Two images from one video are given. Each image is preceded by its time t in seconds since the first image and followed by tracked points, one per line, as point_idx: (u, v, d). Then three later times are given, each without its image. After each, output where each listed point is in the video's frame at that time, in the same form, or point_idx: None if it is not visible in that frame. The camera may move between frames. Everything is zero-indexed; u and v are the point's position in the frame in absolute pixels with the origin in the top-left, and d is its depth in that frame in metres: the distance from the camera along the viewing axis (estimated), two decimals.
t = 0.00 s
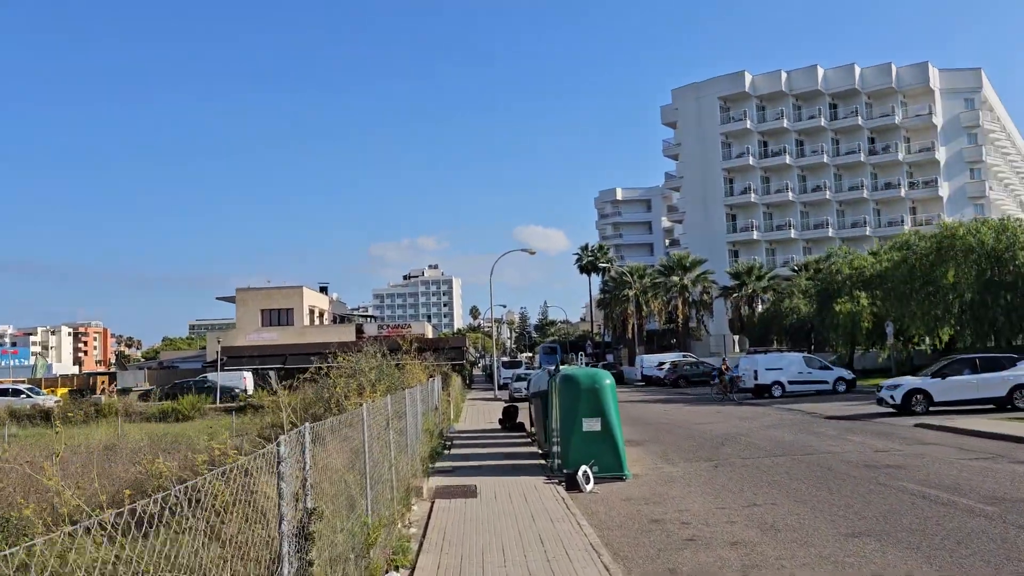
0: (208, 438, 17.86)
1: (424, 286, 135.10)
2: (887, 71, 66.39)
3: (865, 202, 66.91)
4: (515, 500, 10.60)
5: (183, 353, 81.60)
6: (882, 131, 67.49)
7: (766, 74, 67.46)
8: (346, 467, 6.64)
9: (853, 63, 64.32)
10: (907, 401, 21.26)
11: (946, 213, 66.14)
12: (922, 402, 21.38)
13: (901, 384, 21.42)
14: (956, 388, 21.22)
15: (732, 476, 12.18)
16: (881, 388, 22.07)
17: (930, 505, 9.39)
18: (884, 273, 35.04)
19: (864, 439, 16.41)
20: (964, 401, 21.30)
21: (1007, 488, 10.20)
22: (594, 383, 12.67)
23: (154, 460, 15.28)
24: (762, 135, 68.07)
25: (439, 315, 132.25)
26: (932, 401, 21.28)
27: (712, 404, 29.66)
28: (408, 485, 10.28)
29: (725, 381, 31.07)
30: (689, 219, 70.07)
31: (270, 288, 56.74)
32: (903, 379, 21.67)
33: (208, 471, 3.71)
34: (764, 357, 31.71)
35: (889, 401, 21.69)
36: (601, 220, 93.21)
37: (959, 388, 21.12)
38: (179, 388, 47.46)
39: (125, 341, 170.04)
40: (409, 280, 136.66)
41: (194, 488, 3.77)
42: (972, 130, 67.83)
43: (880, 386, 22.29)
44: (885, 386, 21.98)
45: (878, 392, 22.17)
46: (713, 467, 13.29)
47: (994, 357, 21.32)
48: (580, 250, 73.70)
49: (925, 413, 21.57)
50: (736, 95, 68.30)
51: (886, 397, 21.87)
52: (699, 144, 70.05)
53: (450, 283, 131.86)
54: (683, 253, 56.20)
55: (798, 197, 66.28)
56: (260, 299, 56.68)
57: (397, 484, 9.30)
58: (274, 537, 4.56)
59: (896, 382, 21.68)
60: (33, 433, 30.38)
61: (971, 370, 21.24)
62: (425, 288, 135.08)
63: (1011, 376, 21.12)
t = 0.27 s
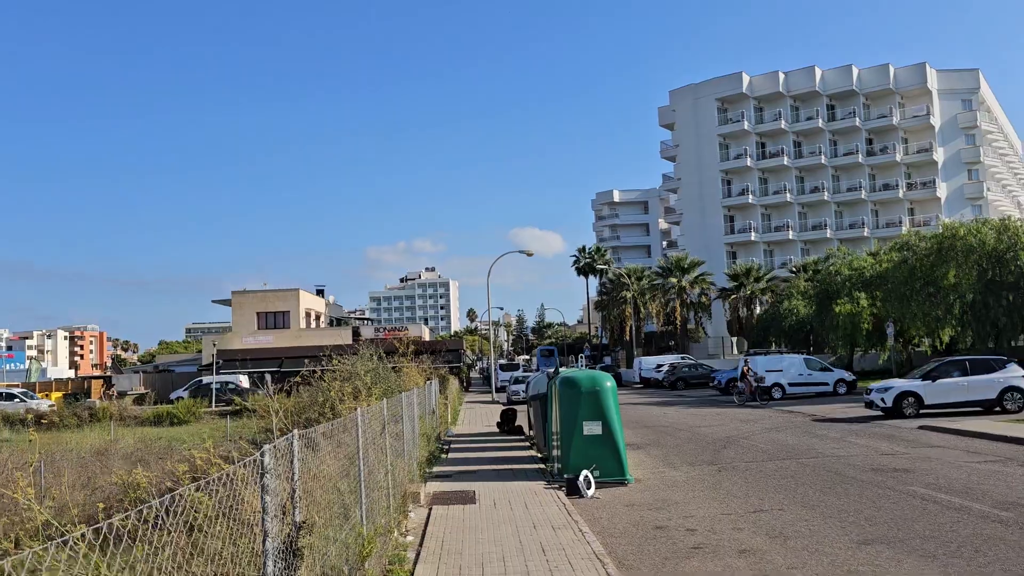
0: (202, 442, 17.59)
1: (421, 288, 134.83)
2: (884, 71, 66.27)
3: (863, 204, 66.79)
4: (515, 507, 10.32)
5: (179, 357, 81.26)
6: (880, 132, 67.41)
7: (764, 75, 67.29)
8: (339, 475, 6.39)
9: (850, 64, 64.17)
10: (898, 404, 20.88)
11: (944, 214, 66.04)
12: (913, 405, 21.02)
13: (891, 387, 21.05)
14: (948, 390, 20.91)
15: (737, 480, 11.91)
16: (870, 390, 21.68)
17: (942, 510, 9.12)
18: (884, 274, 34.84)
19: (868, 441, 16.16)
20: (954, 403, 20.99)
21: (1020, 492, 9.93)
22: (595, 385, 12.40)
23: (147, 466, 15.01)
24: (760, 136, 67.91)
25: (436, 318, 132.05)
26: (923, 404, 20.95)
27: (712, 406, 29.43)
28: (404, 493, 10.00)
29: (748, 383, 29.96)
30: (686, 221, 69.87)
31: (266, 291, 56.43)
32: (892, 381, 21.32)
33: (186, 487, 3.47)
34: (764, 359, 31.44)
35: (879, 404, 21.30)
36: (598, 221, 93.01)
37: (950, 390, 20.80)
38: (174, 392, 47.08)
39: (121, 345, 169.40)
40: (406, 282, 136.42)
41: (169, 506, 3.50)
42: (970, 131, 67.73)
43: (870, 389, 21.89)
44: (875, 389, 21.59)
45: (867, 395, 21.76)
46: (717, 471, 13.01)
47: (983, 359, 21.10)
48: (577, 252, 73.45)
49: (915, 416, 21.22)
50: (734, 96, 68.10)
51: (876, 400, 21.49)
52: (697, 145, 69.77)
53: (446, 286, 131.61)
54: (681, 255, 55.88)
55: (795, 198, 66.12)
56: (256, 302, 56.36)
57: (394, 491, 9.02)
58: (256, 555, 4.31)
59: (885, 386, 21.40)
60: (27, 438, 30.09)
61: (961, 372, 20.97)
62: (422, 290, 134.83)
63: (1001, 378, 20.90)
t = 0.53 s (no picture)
0: (194, 447, 17.28)
1: (417, 291, 134.48)
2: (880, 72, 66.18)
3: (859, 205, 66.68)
4: (513, 514, 10.04)
5: (173, 360, 80.81)
6: (876, 133, 67.34)
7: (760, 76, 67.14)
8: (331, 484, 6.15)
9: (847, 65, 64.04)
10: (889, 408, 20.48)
11: (940, 215, 65.94)
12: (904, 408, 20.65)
13: (882, 391, 20.63)
14: (938, 393, 20.59)
15: (740, 485, 11.65)
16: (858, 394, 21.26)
17: (955, 516, 8.86)
18: (883, 275, 34.63)
19: (871, 444, 15.89)
20: (945, 406, 20.68)
21: None
22: (596, 389, 12.14)
23: (140, 472, 14.74)
24: (756, 137, 67.73)
25: (432, 320, 131.73)
26: (914, 407, 20.59)
27: (711, 408, 29.17)
28: (400, 500, 9.73)
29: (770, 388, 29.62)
30: (682, 222, 69.66)
31: (260, 293, 56.05)
32: (882, 385, 20.92)
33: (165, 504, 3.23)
34: (761, 360, 31.51)
35: (870, 408, 20.88)
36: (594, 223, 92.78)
37: (941, 393, 20.48)
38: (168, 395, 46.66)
39: (115, 348, 168.58)
40: (401, 285, 136.03)
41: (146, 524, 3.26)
42: (966, 132, 67.66)
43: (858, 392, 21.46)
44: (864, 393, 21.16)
45: (856, 398, 21.34)
46: (720, 475, 12.74)
47: (971, 361, 20.83)
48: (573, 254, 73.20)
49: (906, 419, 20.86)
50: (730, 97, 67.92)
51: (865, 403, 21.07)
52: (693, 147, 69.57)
53: (442, 288, 131.27)
54: (678, 256, 55.60)
55: (792, 199, 65.97)
56: (251, 304, 55.97)
57: (389, 500, 8.76)
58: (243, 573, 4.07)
59: (875, 389, 20.98)
60: (17, 442, 29.71)
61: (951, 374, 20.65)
62: (417, 293, 134.49)
63: (991, 380, 20.66)
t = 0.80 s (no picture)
0: (185, 453, 17.00)
1: (412, 295, 134.18)
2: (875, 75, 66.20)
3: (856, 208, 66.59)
4: (512, 522, 9.74)
5: (167, 364, 80.36)
6: (872, 136, 67.31)
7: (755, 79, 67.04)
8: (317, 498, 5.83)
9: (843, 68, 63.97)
10: (879, 413, 20.09)
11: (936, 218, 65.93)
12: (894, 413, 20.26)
13: (871, 396, 20.22)
14: (928, 397, 20.24)
15: (745, 491, 11.38)
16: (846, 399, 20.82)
17: (968, 523, 8.61)
18: (881, 277, 34.48)
19: (874, 449, 15.65)
20: (934, 411, 20.34)
21: None
22: (595, 393, 11.88)
23: (129, 478, 14.43)
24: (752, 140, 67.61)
25: (427, 324, 131.44)
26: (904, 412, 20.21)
27: (710, 412, 28.92)
28: (395, 507, 9.45)
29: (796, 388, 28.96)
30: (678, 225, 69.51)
31: (254, 297, 55.73)
32: (870, 390, 20.51)
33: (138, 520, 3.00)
34: (761, 364, 31.03)
35: (858, 413, 20.46)
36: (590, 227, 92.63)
37: (931, 398, 20.13)
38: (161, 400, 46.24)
39: (109, 353, 167.86)
40: (397, 289, 135.70)
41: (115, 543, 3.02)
42: (962, 135, 67.71)
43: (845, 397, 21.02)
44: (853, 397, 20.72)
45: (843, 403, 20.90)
46: (722, 481, 12.48)
47: (959, 365, 20.57)
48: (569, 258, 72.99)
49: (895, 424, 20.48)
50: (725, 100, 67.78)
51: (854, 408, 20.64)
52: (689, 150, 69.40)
53: (437, 292, 130.96)
54: (674, 259, 55.40)
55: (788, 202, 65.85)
56: (245, 308, 55.59)
57: (383, 508, 8.44)
58: None
59: (864, 394, 20.52)
60: (7, 448, 29.36)
61: (939, 378, 20.36)
62: (413, 297, 134.20)
63: (980, 384, 20.40)
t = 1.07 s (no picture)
0: (177, 458, 16.70)
1: (408, 298, 133.82)
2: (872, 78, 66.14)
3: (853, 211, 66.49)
4: (510, 531, 9.46)
5: (162, 368, 79.91)
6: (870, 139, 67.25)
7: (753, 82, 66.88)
8: (304, 505, 5.56)
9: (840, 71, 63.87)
10: (869, 419, 19.62)
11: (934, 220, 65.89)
12: (883, 419, 19.82)
13: (861, 401, 19.76)
14: (917, 402, 19.87)
15: (748, 498, 11.12)
16: (834, 405, 20.32)
17: (981, 531, 8.35)
18: (881, 280, 34.32)
19: (877, 454, 15.40)
20: (923, 416, 19.96)
21: None
22: (594, 397, 11.61)
23: (117, 484, 14.12)
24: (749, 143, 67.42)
25: (424, 327, 131.12)
26: (894, 418, 19.79)
27: (708, 416, 28.66)
28: (389, 516, 9.16)
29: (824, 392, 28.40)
30: (675, 228, 69.27)
31: (250, 300, 55.38)
32: (859, 395, 20.07)
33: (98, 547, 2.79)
34: (760, 367, 30.56)
35: (847, 419, 19.97)
36: (586, 230, 92.43)
37: (920, 403, 19.76)
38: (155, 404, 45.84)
39: (104, 356, 167.17)
40: (393, 292, 135.36)
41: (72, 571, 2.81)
42: (959, 138, 67.67)
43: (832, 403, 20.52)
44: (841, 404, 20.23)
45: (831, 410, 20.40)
46: (724, 487, 12.21)
47: (945, 370, 20.28)
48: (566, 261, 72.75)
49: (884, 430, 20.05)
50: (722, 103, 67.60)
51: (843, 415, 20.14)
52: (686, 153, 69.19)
53: (434, 295, 130.64)
54: (672, 262, 55.16)
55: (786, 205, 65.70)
56: (240, 312, 55.24)
57: (375, 516, 8.17)
58: None
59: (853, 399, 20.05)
60: None
61: (927, 383, 20.02)
62: (409, 300, 133.87)
63: (966, 389, 20.13)
